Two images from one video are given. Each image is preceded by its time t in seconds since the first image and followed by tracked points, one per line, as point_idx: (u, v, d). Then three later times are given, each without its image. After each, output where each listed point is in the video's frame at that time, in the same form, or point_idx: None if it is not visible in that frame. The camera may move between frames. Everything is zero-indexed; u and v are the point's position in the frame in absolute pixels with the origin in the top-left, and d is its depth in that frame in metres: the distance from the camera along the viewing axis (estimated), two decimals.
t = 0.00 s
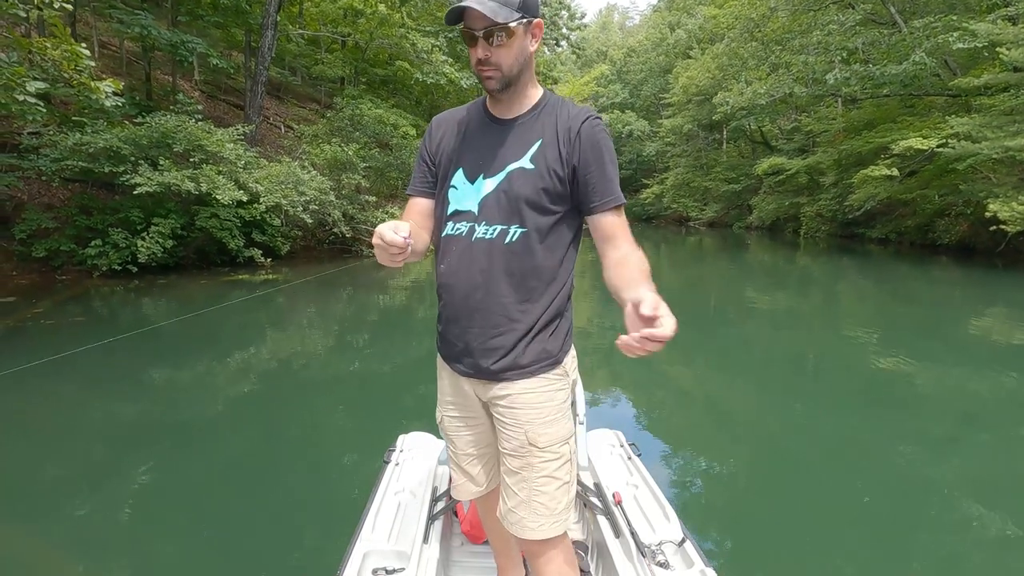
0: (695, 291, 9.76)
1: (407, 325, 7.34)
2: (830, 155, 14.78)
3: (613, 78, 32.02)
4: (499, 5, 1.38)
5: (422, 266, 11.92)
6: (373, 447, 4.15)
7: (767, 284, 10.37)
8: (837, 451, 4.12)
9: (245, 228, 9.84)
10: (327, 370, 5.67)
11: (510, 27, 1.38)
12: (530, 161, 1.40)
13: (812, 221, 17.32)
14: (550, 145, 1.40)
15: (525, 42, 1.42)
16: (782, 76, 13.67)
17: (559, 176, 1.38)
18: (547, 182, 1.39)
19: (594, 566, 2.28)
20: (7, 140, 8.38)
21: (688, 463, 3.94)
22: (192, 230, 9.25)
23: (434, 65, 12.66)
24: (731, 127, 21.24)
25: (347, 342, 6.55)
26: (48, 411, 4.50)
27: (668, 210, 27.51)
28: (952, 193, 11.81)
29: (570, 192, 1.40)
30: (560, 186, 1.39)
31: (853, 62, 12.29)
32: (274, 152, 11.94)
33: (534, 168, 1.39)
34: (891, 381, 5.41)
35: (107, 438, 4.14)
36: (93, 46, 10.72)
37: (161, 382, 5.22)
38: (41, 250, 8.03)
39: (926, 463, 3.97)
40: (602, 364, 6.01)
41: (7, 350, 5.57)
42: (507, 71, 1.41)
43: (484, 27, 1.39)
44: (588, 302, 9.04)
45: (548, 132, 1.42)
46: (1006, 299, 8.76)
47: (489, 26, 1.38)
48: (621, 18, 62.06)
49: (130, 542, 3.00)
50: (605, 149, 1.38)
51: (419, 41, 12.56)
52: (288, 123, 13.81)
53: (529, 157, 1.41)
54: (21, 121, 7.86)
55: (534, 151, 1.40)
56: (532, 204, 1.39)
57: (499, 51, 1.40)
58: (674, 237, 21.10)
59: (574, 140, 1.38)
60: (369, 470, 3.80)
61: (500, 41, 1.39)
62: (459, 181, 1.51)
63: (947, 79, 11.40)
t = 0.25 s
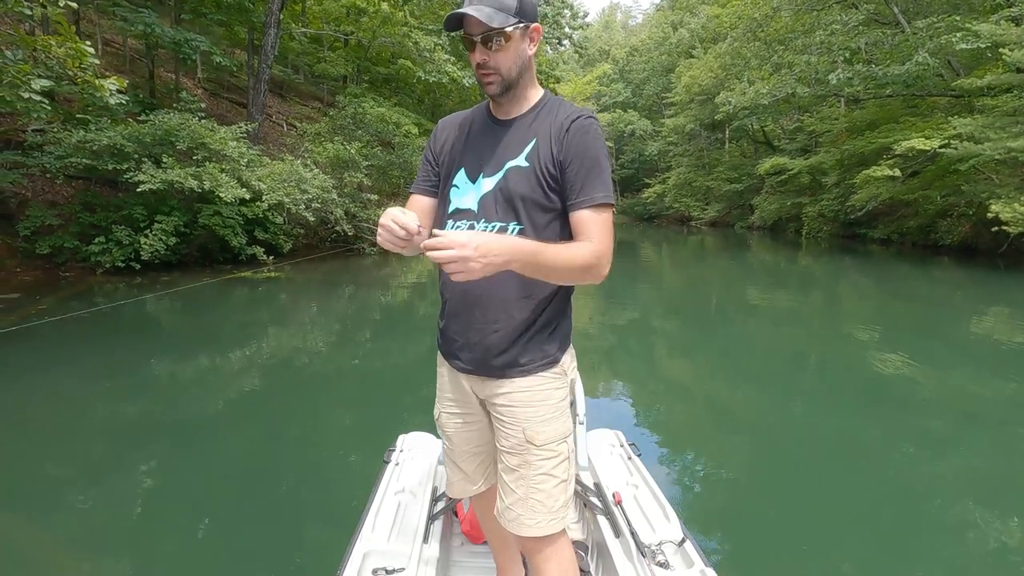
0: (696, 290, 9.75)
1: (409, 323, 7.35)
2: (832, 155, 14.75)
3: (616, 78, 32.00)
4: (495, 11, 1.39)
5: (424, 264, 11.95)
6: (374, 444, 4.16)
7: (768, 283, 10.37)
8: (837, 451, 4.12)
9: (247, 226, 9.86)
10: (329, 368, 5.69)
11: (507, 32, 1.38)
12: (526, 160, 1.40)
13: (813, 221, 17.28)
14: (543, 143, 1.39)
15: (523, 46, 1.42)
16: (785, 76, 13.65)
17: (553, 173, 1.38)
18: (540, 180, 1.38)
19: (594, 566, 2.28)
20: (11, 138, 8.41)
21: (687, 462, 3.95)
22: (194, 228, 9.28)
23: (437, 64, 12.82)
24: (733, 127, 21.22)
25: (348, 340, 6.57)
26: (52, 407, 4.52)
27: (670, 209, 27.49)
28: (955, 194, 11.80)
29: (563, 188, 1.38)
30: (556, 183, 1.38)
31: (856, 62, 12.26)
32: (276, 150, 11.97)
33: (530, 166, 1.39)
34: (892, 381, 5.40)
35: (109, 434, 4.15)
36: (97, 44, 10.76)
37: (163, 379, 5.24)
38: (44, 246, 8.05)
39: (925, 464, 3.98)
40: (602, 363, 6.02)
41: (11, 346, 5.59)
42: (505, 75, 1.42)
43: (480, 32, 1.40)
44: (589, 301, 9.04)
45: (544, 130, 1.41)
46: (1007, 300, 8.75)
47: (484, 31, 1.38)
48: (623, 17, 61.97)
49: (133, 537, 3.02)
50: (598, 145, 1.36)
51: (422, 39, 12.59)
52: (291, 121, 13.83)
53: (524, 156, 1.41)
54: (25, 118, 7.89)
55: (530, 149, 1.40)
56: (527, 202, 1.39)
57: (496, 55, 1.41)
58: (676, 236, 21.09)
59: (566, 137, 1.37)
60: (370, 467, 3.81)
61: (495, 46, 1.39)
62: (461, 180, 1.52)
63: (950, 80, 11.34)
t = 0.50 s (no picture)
0: (697, 292, 9.75)
1: (410, 323, 7.37)
2: (834, 157, 14.75)
3: (618, 80, 32.03)
4: (481, 18, 1.39)
5: (425, 264, 11.97)
6: (375, 444, 4.18)
7: (769, 285, 10.37)
8: (838, 454, 4.12)
9: (250, 226, 9.90)
10: (330, 367, 5.71)
11: (494, 37, 1.39)
12: (516, 156, 1.41)
13: (814, 224, 17.27)
14: (532, 141, 1.39)
15: (513, 49, 1.43)
16: (786, 79, 13.66)
17: (543, 168, 1.38)
18: (531, 175, 1.39)
19: (594, 566, 2.28)
20: (16, 137, 8.47)
21: (688, 463, 3.95)
22: (197, 228, 9.32)
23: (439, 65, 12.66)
24: (735, 129, 21.24)
25: (350, 339, 6.59)
26: (56, 405, 4.55)
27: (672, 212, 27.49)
28: (955, 197, 11.79)
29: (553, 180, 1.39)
30: (547, 177, 1.38)
31: (858, 65, 12.27)
32: (279, 150, 12.02)
33: (520, 162, 1.40)
34: (893, 383, 5.40)
35: (112, 432, 4.18)
36: (101, 44, 10.82)
37: (166, 377, 5.26)
38: (48, 245, 8.08)
39: (925, 467, 3.98)
40: (603, 365, 6.02)
41: (15, 344, 5.63)
42: (497, 79, 1.44)
43: (468, 39, 1.41)
44: (590, 302, 9.05)
45: (534, 126, 1.42)
46: (1008, 303, 8.74)
47: (472, 38, 1.39)
48: (626, 20, 62.04)
49: (135, 534, 3.04)
50: (586, 135, 1.36)
51: (424, 41, 12.65)
52: (293, 122, 13.88)
53: (515, 153, 1.42)
54: (30, 118, 7.94)
55: (520, 146, 1.41)
56: (519, 198, 1.40)
57: (486, 60, 1.42)
58: (677, 239, 21.10)
59: (554, 131, 1.37)
60: (370, 466, 3.82)
61: (484, 51, 1.41)
62: (460, 181, 1.55)
63: (951, 84, 11.27)
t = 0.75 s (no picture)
0: (698, 292, 9.75)
1: (411, 322, 7.39)
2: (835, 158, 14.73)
3: (620, 79, 32.01)
4: (472, 26, 1.40)
5: (426, 263, 11.99)
6: (375, 442, 4.20)
7: (769, 286, 10.37)
8: (837, 454, 4.13)
9: (252, 224, 9.92)
10: (331, 365, 5.72)
11: (484, 45, 1.40)
12: (512, 158, 1.42)
13: (815, 225, 17.24)
14: (526, 143, 1.40)
15: (503, 55, 1.43)
16: (788, 79, 13.65)
17: (539, 170, 1.39)
18: (527, 177, 1.40)
19: (594, 566, 2.29)
20: (19, 135, 8.49)
21: (688, 464, 3.96)
22: (199, 226, 9.34)
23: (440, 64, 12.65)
24: (737, 129, 21.23)
25: (350, 338, 6.60)
26: (59, 401, 4.57)
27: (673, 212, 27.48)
28: (957, 199, 11.79)
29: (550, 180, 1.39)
30: (542, 176, 1.39)
31: (860, 65, 12.26)
32: (281, 149, 12.05)
33: (516, 164, 1.41)
34: (893, 384, 5.40)
35: (115, 429, 4.19)
36: (104, 43, 10.85)
37: (168, 374, 5.28)
38: (51, 242, 8.10)
39: (923, 467, 3.98)
40: (603, 364, 6.03)
41: (19, 341, 5.65)
42: (490, 85, 1.45)
43: (459, 48, 1.42)
44: (590, 302, 9.05)
45: (527, 127, 1.43)
46: (1009, 304, 8.74)
47: (462, 47, 1.41)
48: (628, 19, 62.01)
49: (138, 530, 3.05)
50: (579, 134, 1.37)
51: (426, 40, 12.68)
52: (295, 121, 13.90)
53: (510, 155, 1.42)
54: (34, 115, 7.97)
55: (515, 147, 1.42)
56: (516, 199, 1.41)
57: (478, 68, 1.43)
58: (678, 239, 21.08)
59: (547, 131, 1.38)
60: (370, 464, 3.83)
61: (475, 59, 1.42)
62: (458, 185, 1.56)
63: (952, 85, 11.36)
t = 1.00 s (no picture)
0: (698, 289, 9.74)
1: (411, 316, 7.39)
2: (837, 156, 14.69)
3: (621, 74, 31.90)
4: (468, 20, 1.42)
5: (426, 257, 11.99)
6: (375, 436, 4.21)
7: (770, 283, 10.36)
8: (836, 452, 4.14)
9: (253, 217, 9.91)
10: (332, 359, 5.73)
11: (477, 38, 1.42)
12: (518, 157, 1.42)
13: (816, 222, 17.22)
14: (533, 141, 1.40)
15: (499, 50, 1.44)
16: (791, 76, 13.60)
17: (545, 169, 1.39)
18: (533, 176, 1.40)
19: (594, 566, 2.30)
20: (20, 125, 8.48)
21: (688, 461, 3.96)
22: (201, 219, 9.33)
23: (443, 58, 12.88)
24: (739, 125, 21.19)
25: (351, 332, 6.61)
26: (61, 393, 4.58)
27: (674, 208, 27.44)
28: (958, 197, 11.78)
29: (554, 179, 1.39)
30: (548, 176, 1.40)
31: (863, 62, 12.21)
32: (282, 142, 12.03)
33: (522, 162, 1.41)
34: (893, 383, 5.40)
35: (117, 421, 4.20)
36: (105, 33, 10.80)
37: (169, 367, 5.29)
38: (53, 234, 8.10)
39: (922, 466, 3.99)
40: (603, 360, 6.03)
41: (21, 332, 5.66)
42: (487, 81, 1.46)
43: (456, 43, 1.44)
44: (591, 298, 9.05)
45: (532, 126, 1.43)
46: (1008, 303, 8.75)
47: (459, 40, 1.43)
48: (630, 13, 61.72)
49: (141, 523, 3.07)
50: (585, 135, 1.37)
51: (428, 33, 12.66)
52: (296, 113, 13.86)
53: (517, 154, 1.42)
54: (35, 106, 7.95)
55: (521, 146, 1.42)
56: (523, 197, 1.41)
57: (473, 61, 1.45)
58: (679, 235, 21.05)
59: (553, 130, 1.38)
60: (370, 459, 3.85)
61: (471, 52, 1.44)
62: (462, 183, 1.55)
63: (956, 83, 11.38)
